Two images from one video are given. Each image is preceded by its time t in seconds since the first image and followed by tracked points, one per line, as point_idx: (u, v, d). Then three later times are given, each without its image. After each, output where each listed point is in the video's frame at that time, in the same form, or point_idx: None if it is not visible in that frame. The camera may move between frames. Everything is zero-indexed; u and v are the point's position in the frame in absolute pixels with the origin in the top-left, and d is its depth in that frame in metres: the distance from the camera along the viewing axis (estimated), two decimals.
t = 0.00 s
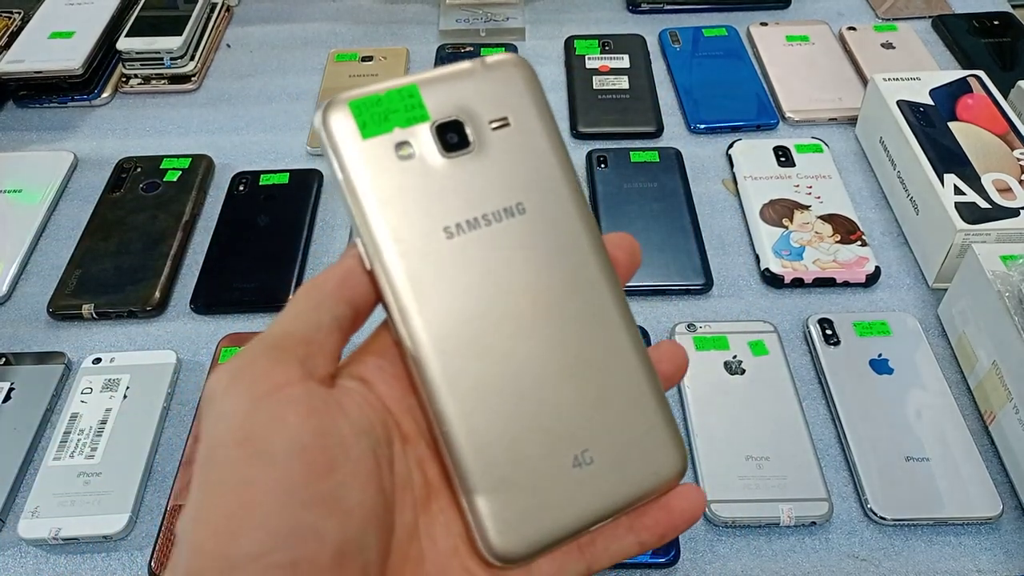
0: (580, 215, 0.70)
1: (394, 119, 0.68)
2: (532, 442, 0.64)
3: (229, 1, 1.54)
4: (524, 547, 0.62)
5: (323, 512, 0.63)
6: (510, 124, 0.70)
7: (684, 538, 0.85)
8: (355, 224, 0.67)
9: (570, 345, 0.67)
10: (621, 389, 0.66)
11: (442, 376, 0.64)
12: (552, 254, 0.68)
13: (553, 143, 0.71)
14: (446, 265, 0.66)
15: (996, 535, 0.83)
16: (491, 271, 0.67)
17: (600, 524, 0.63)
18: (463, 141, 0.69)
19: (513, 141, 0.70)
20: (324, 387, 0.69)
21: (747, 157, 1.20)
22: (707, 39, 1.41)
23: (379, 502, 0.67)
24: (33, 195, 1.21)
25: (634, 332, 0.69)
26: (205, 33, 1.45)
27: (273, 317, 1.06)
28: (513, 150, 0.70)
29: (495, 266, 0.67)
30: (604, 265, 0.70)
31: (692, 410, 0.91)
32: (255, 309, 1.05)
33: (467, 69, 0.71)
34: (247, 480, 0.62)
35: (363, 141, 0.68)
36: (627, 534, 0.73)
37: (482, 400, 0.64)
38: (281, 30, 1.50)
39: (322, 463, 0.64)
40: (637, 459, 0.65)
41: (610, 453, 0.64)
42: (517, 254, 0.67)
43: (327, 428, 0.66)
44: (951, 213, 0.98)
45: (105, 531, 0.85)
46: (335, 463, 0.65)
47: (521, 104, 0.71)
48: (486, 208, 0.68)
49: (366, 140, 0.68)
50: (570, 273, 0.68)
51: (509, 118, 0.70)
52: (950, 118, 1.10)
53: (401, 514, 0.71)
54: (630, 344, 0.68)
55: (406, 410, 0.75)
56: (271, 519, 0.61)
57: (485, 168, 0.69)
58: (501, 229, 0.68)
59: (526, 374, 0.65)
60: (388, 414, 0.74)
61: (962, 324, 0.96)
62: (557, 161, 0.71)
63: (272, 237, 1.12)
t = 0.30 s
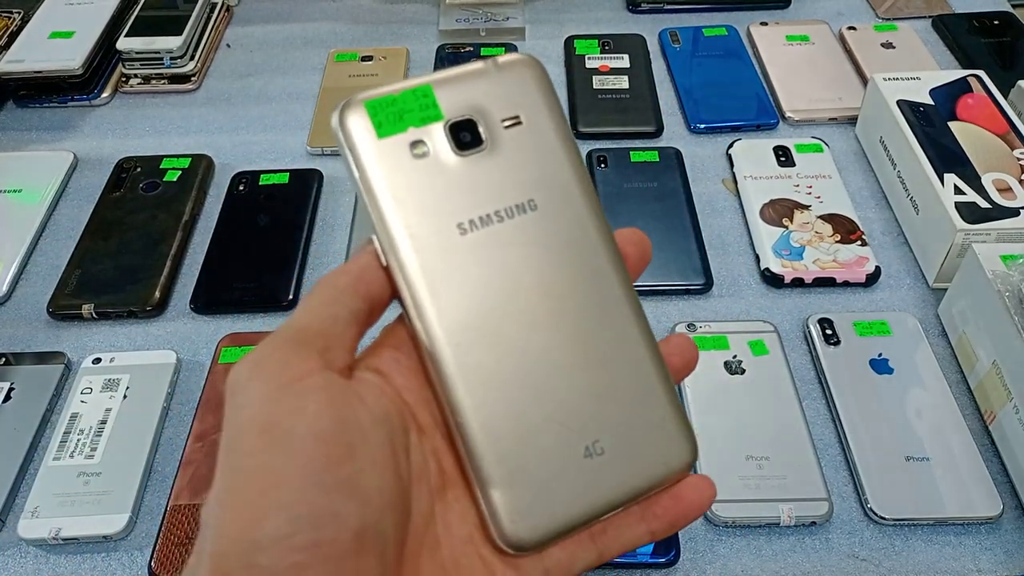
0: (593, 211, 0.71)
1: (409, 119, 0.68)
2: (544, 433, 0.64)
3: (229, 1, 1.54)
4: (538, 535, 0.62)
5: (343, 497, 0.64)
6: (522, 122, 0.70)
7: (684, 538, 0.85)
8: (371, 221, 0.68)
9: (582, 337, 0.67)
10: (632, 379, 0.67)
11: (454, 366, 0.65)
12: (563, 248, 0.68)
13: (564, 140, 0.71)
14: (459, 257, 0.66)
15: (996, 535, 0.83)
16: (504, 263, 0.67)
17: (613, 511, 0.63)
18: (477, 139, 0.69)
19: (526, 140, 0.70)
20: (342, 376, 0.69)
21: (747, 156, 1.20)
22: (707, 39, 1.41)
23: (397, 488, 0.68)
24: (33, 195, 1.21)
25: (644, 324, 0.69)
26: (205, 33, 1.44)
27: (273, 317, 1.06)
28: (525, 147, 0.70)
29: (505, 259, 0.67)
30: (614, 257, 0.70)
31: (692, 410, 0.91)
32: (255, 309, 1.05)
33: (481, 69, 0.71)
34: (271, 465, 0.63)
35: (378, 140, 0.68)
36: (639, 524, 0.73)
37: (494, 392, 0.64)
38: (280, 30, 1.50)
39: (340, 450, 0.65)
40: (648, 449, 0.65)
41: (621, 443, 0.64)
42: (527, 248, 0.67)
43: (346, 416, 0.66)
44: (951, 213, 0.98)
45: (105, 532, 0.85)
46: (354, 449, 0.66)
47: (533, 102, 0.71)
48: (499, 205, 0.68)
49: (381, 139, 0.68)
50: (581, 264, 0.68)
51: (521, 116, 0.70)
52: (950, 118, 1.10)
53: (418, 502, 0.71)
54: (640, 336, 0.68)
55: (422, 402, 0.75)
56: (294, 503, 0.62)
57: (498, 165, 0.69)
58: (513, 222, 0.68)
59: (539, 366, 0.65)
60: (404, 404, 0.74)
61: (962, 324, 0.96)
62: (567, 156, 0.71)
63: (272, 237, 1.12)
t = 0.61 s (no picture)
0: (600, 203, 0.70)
1: (416, 113, 0.68)
2: (549, 423, 0.64)
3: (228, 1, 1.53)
4: (543, 525, 0.62)
5: (350, 481, 0.63)
6: (529, 117, 0.70)
7: (684, 538, 0.85)
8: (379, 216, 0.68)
9: (588, 327, 0.67)
10: (638, 371, 0.66)
11: (461, 357, 0.64)
12: (569, 241, 0.68)
13: (571, 133, 0.71)
14: (464, 251, 0.66)
15: (997, 535, 0.83)
16: (510, 256, 0.67)
17: (617, 502, 0.63)
18: (484, 134, 0.69)
19: (532, 134, 0.70)
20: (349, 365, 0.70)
21: (747, 156, 1.20)
22: (707, 38, 1.41)
23: (405, 475, 0.67)
24: (32, 194, 1.21)
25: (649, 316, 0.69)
26: (204, 32, 1.44)
27: (273, 316, 1.06)
28: (531, 140, 0.70)
29: (510, 254, 0.67)
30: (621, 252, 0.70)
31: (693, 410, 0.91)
32: (255, 309, 1.05)
33: (488, 64, 0.71)
34: (280, 450, 0.63)
35: (386, 134, 0.68)
36: (642, 515, 0.74)
37: (500, 383, 0.64)
38: (280, 30, 1.50)
39: (348, 434, 0.64)
40: (652, 441, 0.65)
41: (625, 435, 0.64)
42: (533, 242, 0.67)
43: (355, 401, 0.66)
44: (952, 212, 0.98)
45: (105, 532, 0.85)
46: (361, 434, 0.65)
47: (539, 96, 0.71)
48: (504, 199, 0.68)
49: (388, 133, 0.68)
50: (589, 258, 0.68)
51: (528, 111, 0.70)
52: (950, 118, 1.10)
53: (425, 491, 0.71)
54: (647, 329, 0.68)
55: (430, 393, 0.75)
56: (302, 487, 0.62)
57: (503, 160, 0.69)
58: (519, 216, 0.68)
59: (545, 356, 0.65)
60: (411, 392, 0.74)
61: (962, 324, 0.96)
62: (573, 151, 0.71)
63: (272, 237, 1.12)
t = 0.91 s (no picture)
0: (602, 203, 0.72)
1: (421, 113, 0.71)
2: (547, 417, 0.63)
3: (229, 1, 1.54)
4: (544, 525, 0.60)
5: (312, 475, 0.64)
6: (532, 117, 0.73)
7: (684, 537, 0.85)
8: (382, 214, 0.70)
9: (584, 320, 0.67)
10: (642, 367, 0.66)
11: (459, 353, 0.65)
12: (567, 239, 0.69)
13: (574, 136, 0.73)
14: (464, 249, 0.68)
15: (996, 535, 0.83)
16: (508, 253, 0.68)
17: (624, 503, 0.61)
18: (486, 131, 0.71)
19: (536, 134, 0.72)
20: (312, 358, 0.70)
21: (746, 156, 1.20)
22: (707, 39, 1.41)
23: (377, 467, 0.68)
24: (33, 195, 1.21)
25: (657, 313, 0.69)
26: (205, 33, 1.45)
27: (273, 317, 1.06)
28: (534, 140, 0.72)
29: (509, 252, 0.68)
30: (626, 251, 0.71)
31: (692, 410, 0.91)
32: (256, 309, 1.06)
33: (497, 68, 0.74)
34: (240, 446, 0.64)
35: (391, 131, 0.70)
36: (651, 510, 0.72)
37: (497, 377, 0.65)
38: (281, 31, 1.50)
39: (309, 428, 0.65)
40: (660, 440, 0.63)
41: (631, 432, 0.63)
42: (534, 241, 0.68)
43: (316, 395, 0.67)
44: (951, 212, 0.98)
45: (105, 531, 0.85)
46: (324, 429, 0.66)
47: (543, 99, 0.73)
48: (506, 194, 0.70)
49: (393, 130, 0.70)
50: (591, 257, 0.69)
51: (532, 112, 0.73)
52: (950, 118, 1.10)
53: (409, 481, 0.72)
54: (651, 324, 0.68)
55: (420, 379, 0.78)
56: (261, 484, 0.63)
57: (507, 157, 0.71)
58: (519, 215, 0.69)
59: (543, 350, 0.65)
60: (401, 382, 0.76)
61: (962, 324, 0.96)
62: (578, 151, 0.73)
63: (273, 237, 1.12)
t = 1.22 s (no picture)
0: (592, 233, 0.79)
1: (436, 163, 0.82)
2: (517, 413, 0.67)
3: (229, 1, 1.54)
4: (492, 510, 0.62)
5: (281, 474, 0.66)
6: (537, 170, 0.82)
7: (684, 537, 0.85)
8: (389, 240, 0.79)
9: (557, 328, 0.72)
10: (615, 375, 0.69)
11: (443, 353, 0.71)
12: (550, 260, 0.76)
13: (572, 181, 0.82)
14: (460, 268, 0.76)
15: (996, 535, 0.83)
16: (494, 268, 0.75)
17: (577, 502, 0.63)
18: (492, 180, 0.81)
19: (535, 180, 0.81)
20: (304, 374, 0.75)
21: (746, 156, 1.20)
22: (707, 39, 1.41)
23: (350, 471, 0.70)
24: (34, 195, 1.21)
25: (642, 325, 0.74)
26: (205, 33, 1.45)
27: (273, 317, 1.06)
28: (532, 185, 0.81)
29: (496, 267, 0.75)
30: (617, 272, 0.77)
31: (693, 410, 0.91)
32: (255, 309, 1.06)
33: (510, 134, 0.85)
34: (216, 448, 0.68)
35: (407, 177, 0.81)
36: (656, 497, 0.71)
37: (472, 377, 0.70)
38: (281, 31, 1.50)
39: (281, 431, 0.68)
40: (623, 443, 0.65)
41: (595, 433, 0.66)
42: (506, 259, 0.76)
43: (294, 401, 0.71)
44: (951, 213, 0.98)
45: (105, 531, 0.85)
46: (295, 432, 0.69)
47: (547, 155, 0.83)
48: (501, 224, 0.78)
49: (410, 176, 0.81)
50: (579, 274, 0.76)
51: (536, 165, 0.82)
52: (950, 118, 1.10)
53: (392, 489, 0.75)
54: (630, 337, 0.72)
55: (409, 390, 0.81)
56: (227, 482, 0.65)
57: (506, 198, 0.80)
58: (508, 238, 0.77)
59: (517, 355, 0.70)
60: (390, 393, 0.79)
61: (962, 324, 0.96)
62: (571, 196, 0.81)
63: (273, 237, 1.12)
